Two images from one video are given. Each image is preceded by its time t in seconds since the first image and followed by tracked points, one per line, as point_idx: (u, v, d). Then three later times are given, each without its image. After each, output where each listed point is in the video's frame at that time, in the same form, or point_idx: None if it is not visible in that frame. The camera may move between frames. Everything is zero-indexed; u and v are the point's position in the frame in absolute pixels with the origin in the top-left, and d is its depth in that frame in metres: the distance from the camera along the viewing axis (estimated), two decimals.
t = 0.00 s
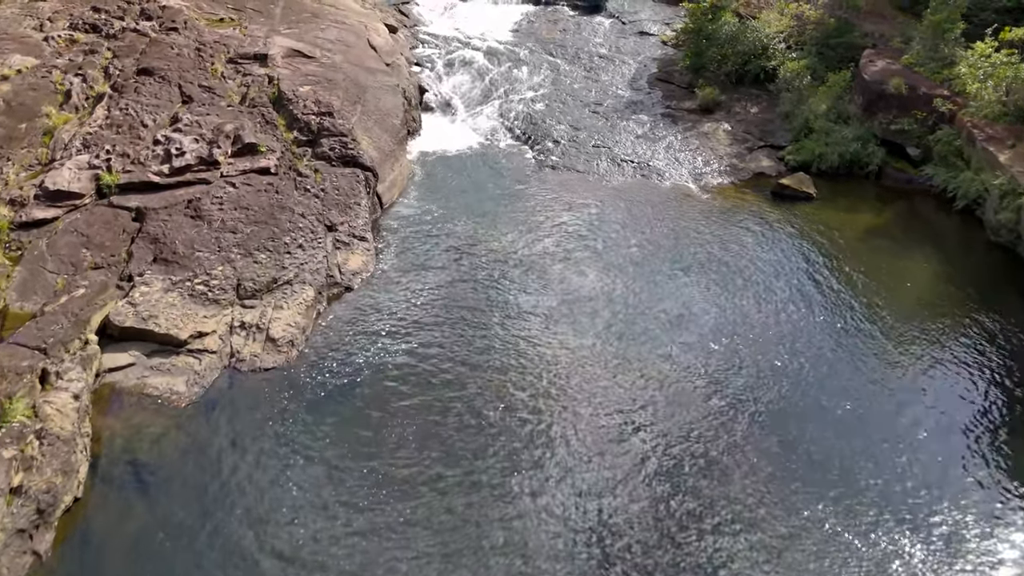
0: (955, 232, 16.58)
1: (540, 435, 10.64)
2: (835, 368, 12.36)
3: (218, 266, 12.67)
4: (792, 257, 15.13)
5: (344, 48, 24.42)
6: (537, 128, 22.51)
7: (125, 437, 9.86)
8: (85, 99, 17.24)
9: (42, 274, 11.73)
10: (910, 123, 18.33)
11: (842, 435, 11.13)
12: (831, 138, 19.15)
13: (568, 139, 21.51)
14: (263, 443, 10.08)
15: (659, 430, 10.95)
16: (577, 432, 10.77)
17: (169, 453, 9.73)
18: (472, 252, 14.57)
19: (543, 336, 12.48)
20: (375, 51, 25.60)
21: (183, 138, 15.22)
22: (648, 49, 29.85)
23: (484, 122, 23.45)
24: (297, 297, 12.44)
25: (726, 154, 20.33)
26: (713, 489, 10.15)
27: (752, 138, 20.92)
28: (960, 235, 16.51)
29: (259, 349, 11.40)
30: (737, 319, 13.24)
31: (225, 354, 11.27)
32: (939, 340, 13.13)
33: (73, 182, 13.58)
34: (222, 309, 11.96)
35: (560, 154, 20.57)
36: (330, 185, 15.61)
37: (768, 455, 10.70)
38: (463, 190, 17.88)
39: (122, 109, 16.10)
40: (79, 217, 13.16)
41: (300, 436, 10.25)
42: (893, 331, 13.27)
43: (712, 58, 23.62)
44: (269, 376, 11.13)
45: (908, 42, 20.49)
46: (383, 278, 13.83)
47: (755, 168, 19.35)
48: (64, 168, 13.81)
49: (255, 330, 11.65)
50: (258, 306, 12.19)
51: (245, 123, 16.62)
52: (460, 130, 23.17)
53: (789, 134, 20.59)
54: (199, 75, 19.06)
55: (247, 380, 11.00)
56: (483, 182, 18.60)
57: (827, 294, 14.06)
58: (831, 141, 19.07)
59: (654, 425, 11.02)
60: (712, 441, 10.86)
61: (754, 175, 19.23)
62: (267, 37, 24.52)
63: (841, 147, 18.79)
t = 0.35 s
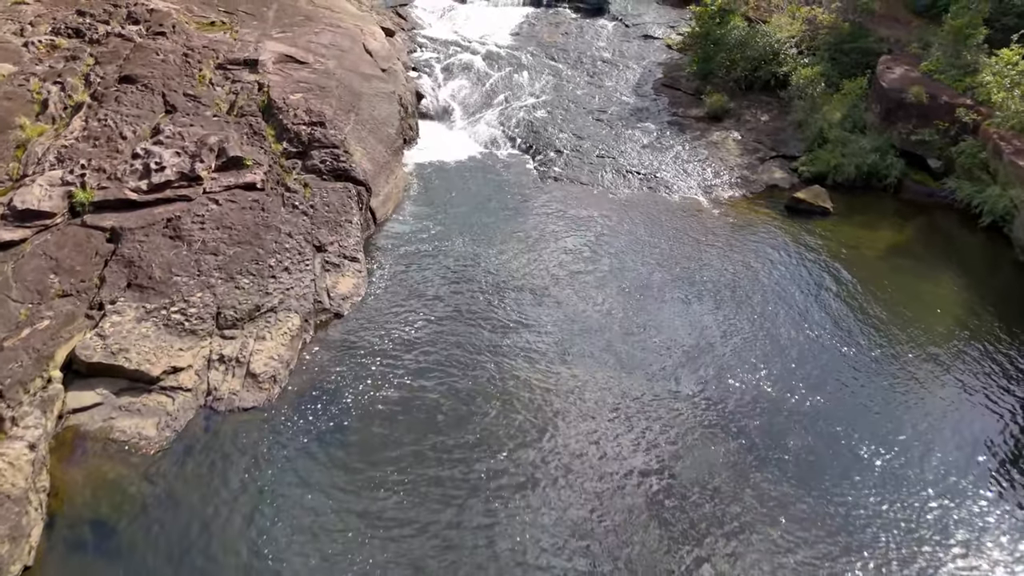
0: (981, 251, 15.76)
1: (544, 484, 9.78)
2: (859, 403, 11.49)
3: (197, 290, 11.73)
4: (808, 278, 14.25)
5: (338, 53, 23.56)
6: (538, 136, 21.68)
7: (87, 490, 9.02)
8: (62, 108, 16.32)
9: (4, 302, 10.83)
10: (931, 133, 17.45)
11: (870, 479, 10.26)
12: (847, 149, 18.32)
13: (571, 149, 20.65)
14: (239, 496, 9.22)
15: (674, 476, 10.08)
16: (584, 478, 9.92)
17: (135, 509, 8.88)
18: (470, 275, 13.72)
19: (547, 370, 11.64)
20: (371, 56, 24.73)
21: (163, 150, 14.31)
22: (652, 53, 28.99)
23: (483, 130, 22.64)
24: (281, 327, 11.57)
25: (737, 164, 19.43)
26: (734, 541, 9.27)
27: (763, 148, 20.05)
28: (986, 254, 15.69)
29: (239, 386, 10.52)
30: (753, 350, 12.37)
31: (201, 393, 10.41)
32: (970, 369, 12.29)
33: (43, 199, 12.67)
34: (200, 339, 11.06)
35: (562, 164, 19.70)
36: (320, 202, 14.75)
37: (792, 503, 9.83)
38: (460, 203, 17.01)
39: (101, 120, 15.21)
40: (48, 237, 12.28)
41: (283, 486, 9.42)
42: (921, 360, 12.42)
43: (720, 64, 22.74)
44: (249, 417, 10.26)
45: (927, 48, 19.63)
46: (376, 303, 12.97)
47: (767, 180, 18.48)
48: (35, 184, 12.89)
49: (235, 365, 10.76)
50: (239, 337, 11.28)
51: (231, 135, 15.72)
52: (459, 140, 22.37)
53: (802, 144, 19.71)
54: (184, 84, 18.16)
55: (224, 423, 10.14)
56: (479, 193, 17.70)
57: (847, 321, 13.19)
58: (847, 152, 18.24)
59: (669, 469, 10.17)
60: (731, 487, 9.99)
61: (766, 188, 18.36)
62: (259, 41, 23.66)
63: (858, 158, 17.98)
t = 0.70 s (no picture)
0: (1010, 272, 14.97)
1: (543, 545, 8.99)
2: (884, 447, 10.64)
3: (171, 323, 10.79)
4: (825, 304, 13.39)
5: (332, 59, 22.70)
6: (540, 147, 20.85)
7: (39, 557, 8.31)
8: (37, 120, 15.37)
9: None
10: (956, 145, 16.52)
11: (897, 536, 9.45)
12: (865, 162, 17.45)
13: (575, 160, 19.78)
14: (209, 565, 8.49)
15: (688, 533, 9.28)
16: (592, 537, 9.12)
17: None
18: (468, 302, 12.84)
19: (549, 411, 10.80)
20: (366, 62, 23.87)
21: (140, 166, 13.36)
22: (658, 58, 28.13)
23: (482, 140, 21.84)
24: (263, 363, 10.65)
25: (748, 177, 18.53)
26: None
27: (776, 159, 19.17)
28: (1015, 275, 14.88)
29: (214, 433, 9.72)
30: (769, 387, 11.52)
31: (171, 441, 9.61)
32: (1007, 405, 11.48)
33: (8, 222, 11.79)
34: (173, 378, 10.14)
35: (565, 177, 18.84)
36: (308, 220, 13.85)
37: (818, 566, 9.02)
38: (457, 218, 16.10)
39: (75, 134, 14.31)
40: (13, 263, 11.41)
41: (258, 553, 8.66)
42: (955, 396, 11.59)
43: (729, 70, 21.84)
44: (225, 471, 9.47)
45: (947, 55, 18.75)
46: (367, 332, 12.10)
47: (780, 195, 17.61)
48: None
49: (210, 407, 9.94)
50: (216, 375, 10.29)
51: (214, 149, 14.81)
52: (458, 151, 21.55)
53: (817, 155, 18.82)
54: (168, 93, 17.22)
55: (195, 476, 9.36)
56: (476, 207, 16.77)
57: (868, 352, 12.33)
58: (866, 166, 17.39)
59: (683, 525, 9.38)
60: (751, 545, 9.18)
61: (779, 203, 17.49)
62: (249, 47, 22.80)
63: (877, 172, 17.13)
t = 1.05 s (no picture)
0: None
1: None
2: (910, 500, 9.82)
3: (140, 362, 9.86)
4: (844, 337, 12.50)
5: (325, 65, 21.80)
6: (542, 157, 19.96)
7: None
8: (7, 133, 14.10)
9: None
10: (983, 159, 15.62)
11: None
12: (886, 176, 16.53)
13: (579, 172, 18.86)
14: None
15: None
16: None
17: None
18: (465, 335, 11.94)
19: (553, 461, 9.94)
20: (361, 67, 22.97)
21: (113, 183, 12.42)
22: (663, 62, 27.22)
23: (481, 151, 20.92)
24: (238, 406, 9.85)
25: (761, 191, 17.60)
26: None
27: (790, 172, 18.26)
28: None
29: (182, 489, 8.87)
30: (787, 429, 10.70)
31: (134, 499, 8.75)
32: None
33: None
34: (139, 426, 9.25)
35: (569, 191, 17.88)
36: (294, 241, 12.92)
37: None
38: (453, 236, 15.15)
39: (46, 148, 13.36)
40: None
41: None
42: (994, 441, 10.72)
43: (739, 77, 20.92)
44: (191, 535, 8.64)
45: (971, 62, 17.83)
46: (357, 370, 11.21)
47: (796, 211, 16.70)
48: None
49: (178, 460, 9.10)
50: (188, 422, 9.46)
51: (195, 164, 13.84)
52: (456, 162, 20.63)
53: (833, 168, 17.90)
54: (149, 104, 16.24)
55: (158, 541, 8.52)
56: (473, 223, 15.79)
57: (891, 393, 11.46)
58: (887, 180, 16.47)
59: None
60: None
61: (795, 219, 16.56)
62: (239, 52, 21.87)
63: (899, 187, 16.21)
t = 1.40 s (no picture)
0: None
1: None
2: (941, 563, 9.00)
3: (100, 408, 8.92)
4: (866, 374, 11.67)
5: (317, 71, 20.90)
6: (544, 169, 19.05)
7: None
8: None
9: None
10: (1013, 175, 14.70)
11: None
12: (910, 191, 15.58)
13: (582, 185, 17.92)
14: None
15: None
16: None
17: None
18: (459, 373, 11.07)
19: (553, 520, 9.11)
20: (355, 74, 22.06)
21: (81, 203, 11.43)
22: (668, 67, 26.31)
23: (480, 162, 20.01)
24: (207, 460, 9.13)
25: (775, 206, 16.64)
26: None
27: (805, 185, 17.33)
28: None
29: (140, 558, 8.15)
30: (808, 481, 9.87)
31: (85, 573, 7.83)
32: None
33: None
34: (95, 484, 8.38)
35: (570, 207, 16.93)
36: (277, 266, 11.93)
37: None
38: (450, 257, 14.24)
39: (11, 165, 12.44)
40: None
41: None
42: None
43: (750, 85, 20.01)
44: None
45: (996, 70, 16.91)
46: (342, 415, 10.37)
47: (812, 229, 15.79)
48: None
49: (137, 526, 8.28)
50: (149, 480, 8.64)
51: (171, 181, 12.86)
52: (454, 174, 19.70)
53: (851, 182, 16.99)
54: (126, 115, 15.25)
55: None
56: (469, 242, 14.86)
57: (915, 436, 10.63)
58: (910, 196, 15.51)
59: None
60: None
61: (813, 238, 15.63)
62: (227, 58, 20.96)
63: (923, 204, 15.26)
